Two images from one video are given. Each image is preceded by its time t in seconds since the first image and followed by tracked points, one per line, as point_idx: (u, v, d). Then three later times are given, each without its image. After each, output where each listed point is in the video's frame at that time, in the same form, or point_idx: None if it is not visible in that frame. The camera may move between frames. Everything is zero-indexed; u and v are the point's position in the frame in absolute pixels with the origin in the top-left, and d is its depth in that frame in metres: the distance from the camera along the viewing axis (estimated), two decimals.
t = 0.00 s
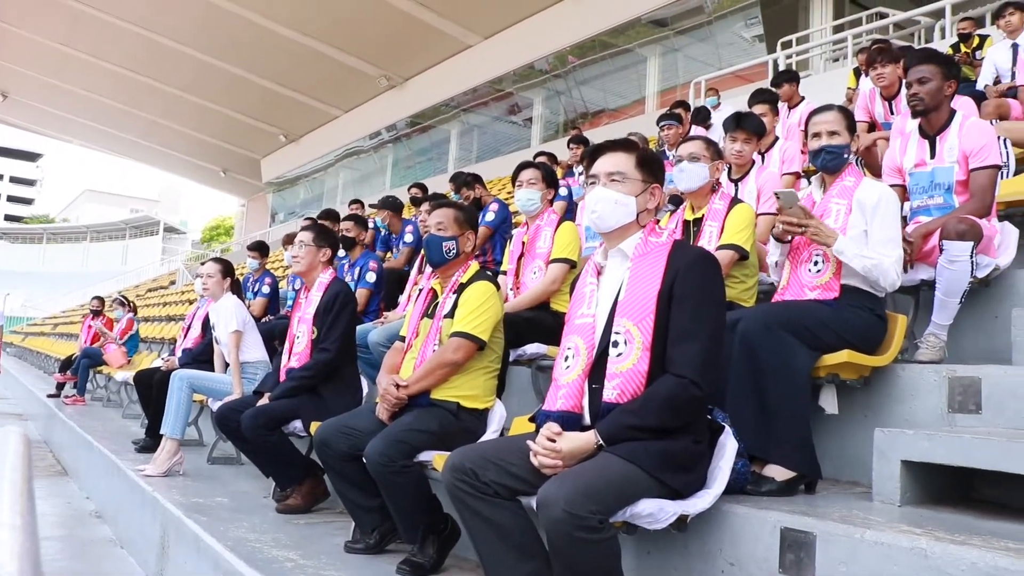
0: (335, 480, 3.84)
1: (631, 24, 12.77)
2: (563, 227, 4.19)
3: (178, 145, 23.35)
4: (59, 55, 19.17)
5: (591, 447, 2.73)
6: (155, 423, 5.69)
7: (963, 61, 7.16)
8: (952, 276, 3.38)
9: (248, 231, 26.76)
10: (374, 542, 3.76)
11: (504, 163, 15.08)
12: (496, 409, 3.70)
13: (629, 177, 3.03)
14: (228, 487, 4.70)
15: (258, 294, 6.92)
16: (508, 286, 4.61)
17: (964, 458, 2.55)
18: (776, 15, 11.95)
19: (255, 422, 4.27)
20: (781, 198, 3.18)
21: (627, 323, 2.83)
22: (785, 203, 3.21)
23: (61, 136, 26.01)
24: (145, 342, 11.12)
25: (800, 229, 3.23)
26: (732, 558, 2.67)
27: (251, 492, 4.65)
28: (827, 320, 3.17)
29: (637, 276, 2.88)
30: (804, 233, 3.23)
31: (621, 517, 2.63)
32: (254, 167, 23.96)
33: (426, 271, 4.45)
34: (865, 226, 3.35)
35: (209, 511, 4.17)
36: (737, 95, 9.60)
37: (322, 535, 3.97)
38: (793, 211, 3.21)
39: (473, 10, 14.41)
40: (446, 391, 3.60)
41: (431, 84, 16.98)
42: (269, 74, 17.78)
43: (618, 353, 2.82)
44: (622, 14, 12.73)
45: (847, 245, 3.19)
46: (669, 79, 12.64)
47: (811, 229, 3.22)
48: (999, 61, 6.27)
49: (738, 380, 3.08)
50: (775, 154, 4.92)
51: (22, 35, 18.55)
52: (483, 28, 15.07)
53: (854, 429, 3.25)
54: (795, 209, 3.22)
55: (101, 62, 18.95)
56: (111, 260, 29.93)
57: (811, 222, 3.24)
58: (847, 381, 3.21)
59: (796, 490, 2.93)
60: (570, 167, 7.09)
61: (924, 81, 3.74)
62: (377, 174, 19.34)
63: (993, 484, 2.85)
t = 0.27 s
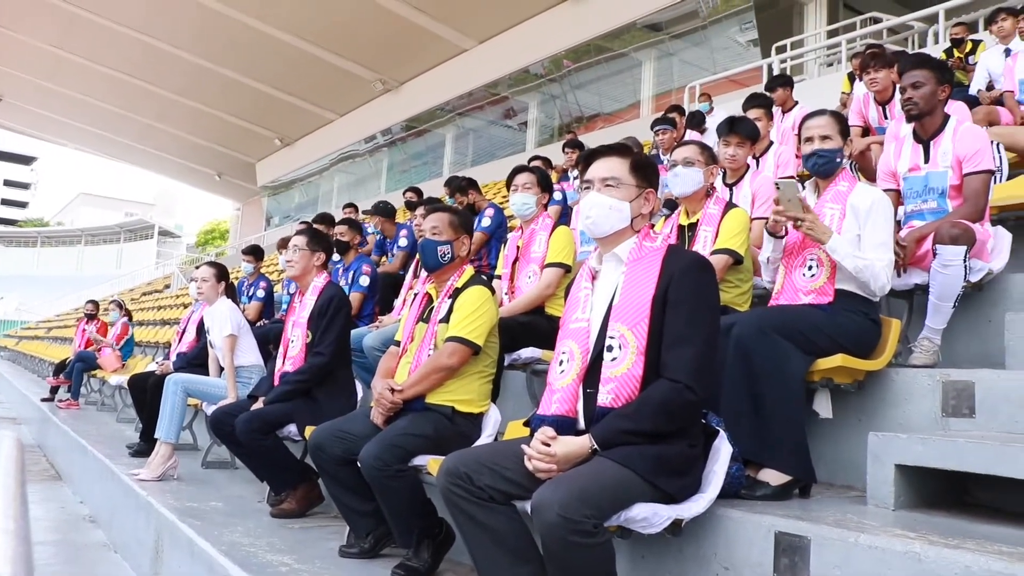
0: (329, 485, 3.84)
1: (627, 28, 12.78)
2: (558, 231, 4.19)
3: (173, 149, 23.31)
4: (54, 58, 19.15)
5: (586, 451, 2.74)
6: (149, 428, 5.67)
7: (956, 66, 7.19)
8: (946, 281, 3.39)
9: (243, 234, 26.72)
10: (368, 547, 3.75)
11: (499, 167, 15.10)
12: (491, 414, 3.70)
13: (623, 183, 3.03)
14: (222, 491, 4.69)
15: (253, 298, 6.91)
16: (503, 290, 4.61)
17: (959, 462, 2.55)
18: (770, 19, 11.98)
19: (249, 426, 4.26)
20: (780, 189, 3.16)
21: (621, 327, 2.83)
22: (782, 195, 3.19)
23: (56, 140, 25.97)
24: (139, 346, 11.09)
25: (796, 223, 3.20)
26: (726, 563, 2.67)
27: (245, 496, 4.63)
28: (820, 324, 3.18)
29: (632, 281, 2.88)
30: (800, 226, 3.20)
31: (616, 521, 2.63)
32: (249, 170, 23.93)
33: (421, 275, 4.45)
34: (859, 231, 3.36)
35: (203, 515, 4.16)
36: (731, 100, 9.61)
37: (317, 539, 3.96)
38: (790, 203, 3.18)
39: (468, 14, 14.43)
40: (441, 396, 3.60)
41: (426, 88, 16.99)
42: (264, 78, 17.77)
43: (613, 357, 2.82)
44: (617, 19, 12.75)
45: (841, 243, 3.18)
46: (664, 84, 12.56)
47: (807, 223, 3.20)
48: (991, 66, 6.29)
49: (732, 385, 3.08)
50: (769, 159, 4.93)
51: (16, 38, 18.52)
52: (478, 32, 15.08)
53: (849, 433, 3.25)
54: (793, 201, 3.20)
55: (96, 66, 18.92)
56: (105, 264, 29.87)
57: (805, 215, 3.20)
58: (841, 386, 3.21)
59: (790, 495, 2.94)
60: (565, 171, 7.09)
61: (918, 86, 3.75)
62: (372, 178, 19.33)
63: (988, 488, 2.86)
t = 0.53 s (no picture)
0: (322, 488, 3.83)
1: (621, 32, 12.81)
2: (551, 235, 4.19)
3: (166, 152, 23.26)
4: (47, 60, 19.07)
5: (579, 455, 2.73)
6: (141, 431, 5.65)
7: (948, 72, 7.23)
8: (938, 286, 3.40)
9: (237, 238, 26.69)
10: (361, 551, 3.74)
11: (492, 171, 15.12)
12: (484, 418, 3.69)
13: (616, 189, 3.04)
14: (215, 495, 4.67)
15: (246, 301, 6.91)
16: (496, 294, 4.61)
17: (951, 467, 2.55)
18: (763, 24, 12.02)
19: (242, 429, 4.25)
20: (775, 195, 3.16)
21: (614, 332, 2.83)
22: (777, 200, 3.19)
23: (49, 142, 25.91)
24: (131, 349, 11.05)
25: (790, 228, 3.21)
26: (719, 568, 2.67)
27: (238, 500, 4.62)
28: (813, 329, 3.18)
29: (625, 286, 2.88)
30: (794, 232, 3.21)
31: (608, 526, 2.63)
32: (243, 173, 23.90)
33: (414, 279, 4.45)
34: (851, 237, 3.37)
35: (196, 519, 4.15)
36: (724, 104, 9.64)
37: (309, 543, 3.95)
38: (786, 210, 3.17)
39: (462, 18, 14.44)
40: (433, 400, 3.59)
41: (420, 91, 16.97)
42: (258, 81, 17.75)
43: (605, 362, 2.83)
44: (611, 23, 12.76)
45: (834, 249, 3.20)
46: (659, 88, 12.62)
47: (801, 228, 3.21)
48: (982, 72, 6.33)
49: (724, 390, 3.09)
50: (762, 164, 4.94)
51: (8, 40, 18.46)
52: (472, 36, 15.09)
53: (841, 438, 3.26)
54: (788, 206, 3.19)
55: (89, 68, 18.88)
56: (97, 266, 29.79)
57: (800, 220, 3.21)
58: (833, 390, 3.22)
59: (782, 499, 2.94)
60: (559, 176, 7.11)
61: (911, 92, 3.76)
62: (366, 181, 19.31)
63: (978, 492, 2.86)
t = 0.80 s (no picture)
0: (314, 492, 3.82)
1: (614, 37, 12.83)
2: (544, 240, 4.19)
3: (159, 154, 23.19)
4: (39, 61, 19.00)
5: (571, 460, 2.73)
6: (133, 434, 5.64)
7: (939, 78, 7.26)
8: (929, 291, 3.41)
9: (229, 240, 26.63)
10: (353, 555, 3.73)
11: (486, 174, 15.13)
12: (476, 422, 3.69)
13: (609, 195, 3.04)
14: (206, 499, 4.66)
15: (238, 304, 6.89)
16: (489, 298, 4.61)
17: (941, 472, 2.57)
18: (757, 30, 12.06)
19: (234, 433, 4.25)
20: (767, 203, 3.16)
21: (607, 337, 2.84)
22: (769, 208, 3.19)
23: (41, 144, 25.82)
24: (123, 352, 11.01)
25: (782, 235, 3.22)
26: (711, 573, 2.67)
27: (230, 504, 4.61)
28: (804, 334, 3.19)
29: (617, 291, 2.89)
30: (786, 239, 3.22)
31: (600, 531, 2.63)
32: (235, 176, 23.86)
33: (407, 283, 4.45)
34: (844, 243, 3.39)
35: (187, 523, 4.13)
36: (717, 110, 9.66)
37: (301, 548, 3.94)
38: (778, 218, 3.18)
39: (456, 22, 14.45)
40: (426, 404, 3.59)
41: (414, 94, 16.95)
42: (251, 84, 17.72)
43: (598, 367, 2.83)
44: (604, 27, 12.77)
45: (826, 256, 3.21)
46: (652, 92, 12.67)
47: (794, 236, 3.22)
48: (974, 78, 6.37)
49: (717, 395, 3.09)
50: (756, 169, 4.95)
51: None
52: (466, 40, 15.09)
53: (833, 443, 3.27)
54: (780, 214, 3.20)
55: (82, 69, 18.82)
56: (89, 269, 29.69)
57: (793, 227, 3.23)
58: (826, 395, 3.23)
59: (774, 504, 2.95)
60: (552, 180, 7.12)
61: (904, 98, 3.77)
62: (359, 184, 19.28)
63: (969, 498, 2.88)
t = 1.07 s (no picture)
0: (307, 496, 3.82)
1: (609, 40, 12.82)
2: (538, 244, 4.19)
3: (153, 156, 23.14)
4: (32, 62, 18.93)
5: (565, 464, 2.74)
6: (126, 436, 5.62)
7: (933, 84, 7.28)
8: (923, 296, 3.42)
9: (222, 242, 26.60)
10: (346, 559, 3.73)
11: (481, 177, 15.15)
12: (470, 425, 3.69)
13: (604, 200, 3.04)
14: (199, 501, 4.64)
15: (232, 307, 6.87)
16: (484, 301, 4.61)
17: (933, 478, 2.57)
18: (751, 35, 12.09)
19: (228, 435, 4.23)
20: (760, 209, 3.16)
21: (601, 341, 2.84)
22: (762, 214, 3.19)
23: (34, 145, 25.75)
24: (116, 353, 10.98)
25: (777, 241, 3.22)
26: None
27: (224, 506, 4.59)
28: (798, 338, 3.20)
29: (612, 296, 2.89)
30: (781, 244, 3.23)
31: (594, 535, 2.64)
32: (230, 177, 23.80)
33: (402, 286, 4.44)
34: (838, 248, 3.39)
35: (181, 526, 4.12)
36: (712, 114, 9.68)
37: (294, 551, 3.93)
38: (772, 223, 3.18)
39: (450, 25, 14.44)
40: (420, 408, 3.58)
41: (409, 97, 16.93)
42: (246, 86, 17.69)
43: (592, 371, 2.83)
44: (599, 31, 12.77)
45: (820, 262, 3.22)
46: (647, 96, 12.66)
47: (787, 242, 3.23)
48: (967, 84, 6.39)
49: (711, 399, 3.10)
50: (749, 172, 4.96)
51: None
52: (461, 43, 15.08)
53: (827, 448, 3.27)
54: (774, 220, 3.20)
55: (75, 70, 18.76)
56: (83, 270, 29.63)
57: (787, 232, 3.23)
58: (819, 400, 3.23)
59: (767, 509, 2.95)
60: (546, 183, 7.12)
61: (898, 104, 3.77)
62: (353, 187, 19.33)
63: (962, 503, 2.88)
